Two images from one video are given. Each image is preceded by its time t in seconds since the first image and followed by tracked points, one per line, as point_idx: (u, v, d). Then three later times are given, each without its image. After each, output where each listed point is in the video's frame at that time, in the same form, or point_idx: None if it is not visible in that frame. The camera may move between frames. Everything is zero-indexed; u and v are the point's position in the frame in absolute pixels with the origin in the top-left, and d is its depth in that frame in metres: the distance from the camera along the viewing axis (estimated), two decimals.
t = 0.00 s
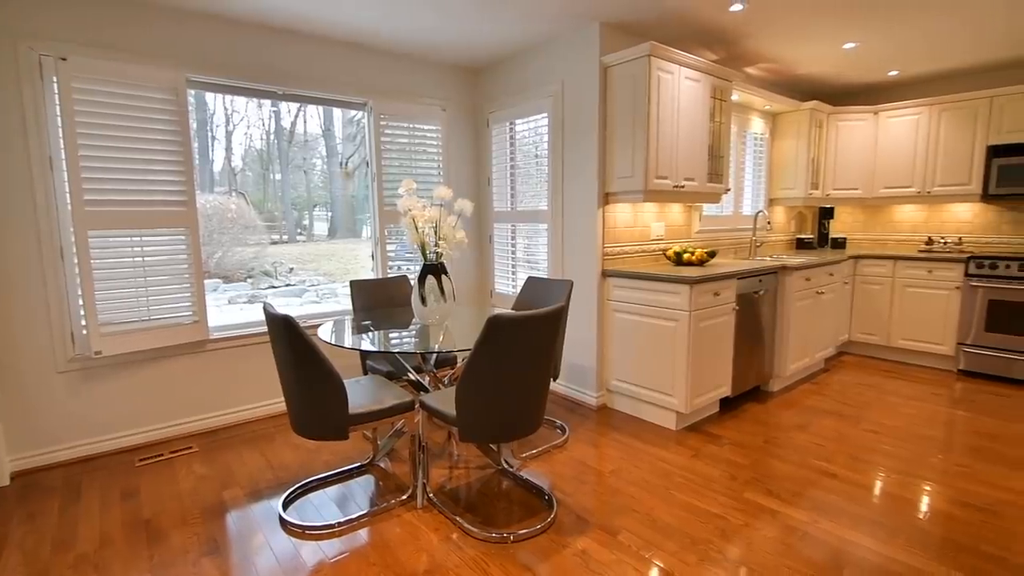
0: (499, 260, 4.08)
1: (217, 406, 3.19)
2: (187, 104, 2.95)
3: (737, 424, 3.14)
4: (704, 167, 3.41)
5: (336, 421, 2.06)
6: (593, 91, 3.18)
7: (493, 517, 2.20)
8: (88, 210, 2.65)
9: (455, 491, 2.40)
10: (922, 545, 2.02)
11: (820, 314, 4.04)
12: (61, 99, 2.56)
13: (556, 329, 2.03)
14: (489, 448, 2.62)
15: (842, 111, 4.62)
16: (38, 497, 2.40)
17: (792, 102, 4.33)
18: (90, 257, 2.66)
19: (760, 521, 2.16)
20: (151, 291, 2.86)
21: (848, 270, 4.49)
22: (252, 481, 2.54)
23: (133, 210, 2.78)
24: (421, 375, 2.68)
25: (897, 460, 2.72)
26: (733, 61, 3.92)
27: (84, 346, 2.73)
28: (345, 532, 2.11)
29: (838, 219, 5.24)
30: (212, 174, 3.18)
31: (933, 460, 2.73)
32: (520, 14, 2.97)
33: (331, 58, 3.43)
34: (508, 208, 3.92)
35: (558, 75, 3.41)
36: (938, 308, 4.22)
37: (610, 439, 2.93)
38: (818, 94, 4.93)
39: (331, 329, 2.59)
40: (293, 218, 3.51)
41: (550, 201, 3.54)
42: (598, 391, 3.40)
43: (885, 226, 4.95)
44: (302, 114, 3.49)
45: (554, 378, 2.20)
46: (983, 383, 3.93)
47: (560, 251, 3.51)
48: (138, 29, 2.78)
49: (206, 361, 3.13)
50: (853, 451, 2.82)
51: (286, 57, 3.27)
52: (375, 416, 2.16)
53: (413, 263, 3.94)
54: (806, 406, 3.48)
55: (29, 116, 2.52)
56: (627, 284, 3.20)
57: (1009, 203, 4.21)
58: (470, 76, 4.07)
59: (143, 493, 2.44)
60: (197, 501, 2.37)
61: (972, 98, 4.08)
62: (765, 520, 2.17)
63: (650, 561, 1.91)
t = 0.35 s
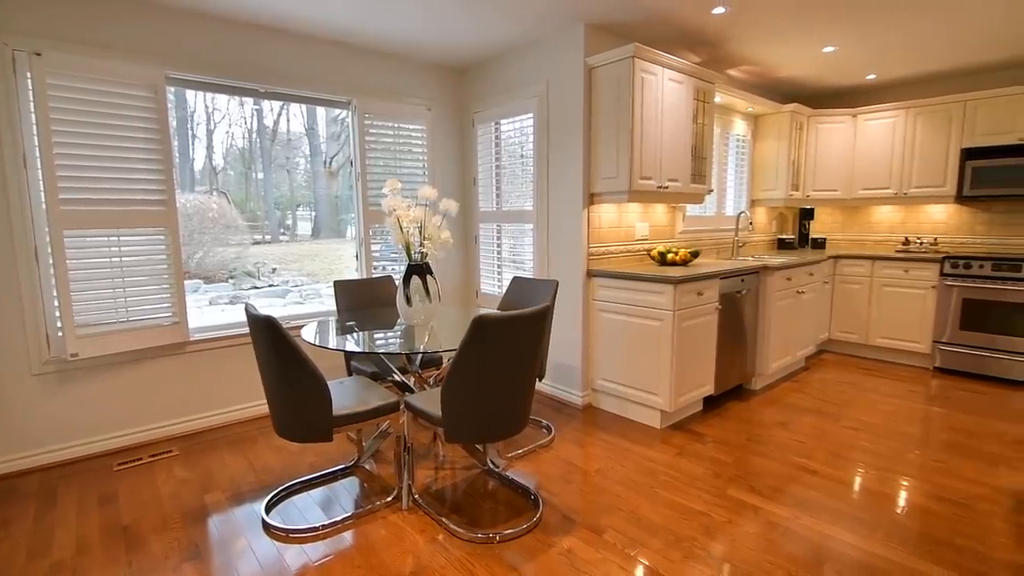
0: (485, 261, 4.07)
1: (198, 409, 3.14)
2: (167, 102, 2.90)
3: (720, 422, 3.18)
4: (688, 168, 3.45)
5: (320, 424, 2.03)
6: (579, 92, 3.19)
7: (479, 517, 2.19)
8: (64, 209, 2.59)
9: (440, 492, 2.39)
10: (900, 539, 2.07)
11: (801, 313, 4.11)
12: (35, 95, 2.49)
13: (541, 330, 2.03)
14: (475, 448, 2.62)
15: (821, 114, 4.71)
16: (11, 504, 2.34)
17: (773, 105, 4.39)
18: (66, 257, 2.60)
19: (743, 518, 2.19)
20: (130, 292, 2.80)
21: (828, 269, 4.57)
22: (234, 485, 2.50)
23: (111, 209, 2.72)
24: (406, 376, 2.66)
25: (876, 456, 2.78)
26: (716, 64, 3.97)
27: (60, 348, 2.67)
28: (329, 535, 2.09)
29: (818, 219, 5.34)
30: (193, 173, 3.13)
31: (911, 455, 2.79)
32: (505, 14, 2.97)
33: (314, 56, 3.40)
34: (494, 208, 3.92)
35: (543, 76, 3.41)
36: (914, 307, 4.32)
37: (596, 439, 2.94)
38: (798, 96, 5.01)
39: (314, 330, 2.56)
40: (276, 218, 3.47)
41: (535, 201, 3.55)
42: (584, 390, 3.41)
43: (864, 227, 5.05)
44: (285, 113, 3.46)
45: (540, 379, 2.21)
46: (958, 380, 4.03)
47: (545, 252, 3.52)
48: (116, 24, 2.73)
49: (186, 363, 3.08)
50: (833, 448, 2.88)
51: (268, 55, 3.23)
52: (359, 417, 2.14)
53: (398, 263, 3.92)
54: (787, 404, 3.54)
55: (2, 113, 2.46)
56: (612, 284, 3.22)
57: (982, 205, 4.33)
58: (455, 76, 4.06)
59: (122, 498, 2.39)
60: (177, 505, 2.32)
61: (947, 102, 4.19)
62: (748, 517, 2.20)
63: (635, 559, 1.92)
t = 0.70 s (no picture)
0: (474, 261, 4.07)
1: (183, 411, 3.10)
2: (151, 100, 2.87)
3: (708, 422, 3.21)
4: (675, 169, 3.47)
5: (308, 426, 2.02)
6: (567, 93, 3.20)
7: (467, 518, 2.19)
8: (44, 208, 2.54)
9: (429, 493, 2.39)
10: (884, 536, 2.10)
11: (787, 313, 4.16)
12: (15, 93, 2.45)
13: (530, 331, 2.03)
14: (464, 449, 2.61)
15: (806, 116, 4.77)
16: None
17: (759, 107, 4.44)
18: (46, 258, 2.55)
19: (730, 517, 2.21)
20: (113, 293, 2.76)
21: (813, 270, 4.63)
22: (219, 488, 2.47)
23: (93, 209, 2.68)
24: (394, 377, 2.65)
25: (860, 454, 2.82)
26: (703, 66, 4.01)
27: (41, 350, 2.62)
28: (317, 538, 2.08)
29: (803, 220, 5.40)
30: (177, 172, 3.09)
31: (894, 453, 2.83)
32: (494, 15, 2.97)
33: (301, 55, 3.37)
34: (482, 209, 3.92)
35: (532, 77, 3.42)
36: (897, 307, 4.39)
37: (585, 439, 2.95)
38: (784, 99, 5.07)
39: (301, 331, 2.54)
40: (263, 218, 3.43)
41: (524, 202, 3.55)
42: (573, 390, 3.42)
43: (848, 228, 5.12)
44: (272, 112, 3.43)
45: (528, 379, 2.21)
46: (939, 379, 4.10)
47: (534, 253, 3.53)
48: (98, 21, 2.69)
49: (171, 364, 3.04)
50: (818, 446, 2.91)
51: (255, 54, 3.20)
52: (347, 419, 2.13)
53: (387, 264, 3.91)
54: (773, 403, 3.58)
55: None
56: (600, 284, 3.24)
57: (963, 206, 4.41)
58: (444, 77, 4.05)
59: (105, 503, 2.35)
60: (162, 510, 2.29)
61: (928, 105, 4.26)
62: (736, 515, 2.22)
63: (624, 559, 1.93)
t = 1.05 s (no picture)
0: (467, 261, 4.07)
1: (174, 412, 3.08)
2: (141, 98, 2.84)
3: (700, 421, 3.22)
4: (668, 170, 3.48)
5: (300, 428, 2.00)
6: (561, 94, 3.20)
7: (461, 518, 2.18)
8: (32, 207, 2.51)
9: (422, 494, 2.38)
10: (874, 534, 2.11)
11: (779, 313, 4.19)
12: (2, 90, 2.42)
13: (523, 331, 2.03)
14: (457, 450, 2.61)
15: (798, 118, 4.81)
16: None
17: (751, 108, 4.46)
18: (33, 258, 2.52)
19: (723, 516, 2.22)
20: (103, 293, 2.73)
21: (805, 270, 4.66)
22: (210, 489, 2.45)
23: (82, 208, 2.65)
24: (387, 378, 2.63)
25: (851, 453, 2.84)
26: (696, 67, 4.02)
27: (29, 351, 2.59)
28: (308, 539, 2.06)
29: (795, 221, 5.44)
30: (168, 172, 3.06)
31: (884, 452, 2.86)
32: (487, 15, 2.97)
33: (294, 54, 3.36)
34: (476, 209, 3.92)
35: (526, 77, 3.42)
36: (887, 307, 4.43)
37: (578, 438, 2.95)
38: (776, 100, 5.11)
39: (293, 331, 2.53)
40: (255, 218, 3.41)
41: (517, 202, 3.56)
42: (566, 390, 3.43)
43: (839, 229, 5.16)
44: (265, 111, 3.41)
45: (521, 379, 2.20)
46: (929, 378, 4.14)
47: (528, 253, 3.53)
48: (88, 18, 2.66)
49: (162, 365, 3.02)
50: (810, 445, 2.93)
51: (246, 52, 3.18)
52: (340, 420, 2.12)
53: (380, 264, 3.89)
54: (765, 403, 3.60)
55: None
56: (594, 285, 3.24)
57: (952, 207, 4.45)
58: (437, 76, 4.04)
59: (94, 505, 2.33)
60: (151, 512, 2.27)
61: (918, 107, 4.30)
62: (728, 514, 2.23)
63: (617, 558, 1.93)
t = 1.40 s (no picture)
0: (463, 261, 4.05)
1: (166, 413, 3.05)
2: (134, 97, 2.82)
3: (696, 421, 3.22)
4: (664, 170, 3.48)
5: (293, 428, 1.99)
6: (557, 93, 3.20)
7: (456, 519, 2.17)
8: (22, 205, 2.48)
9: (417, 495, 2.37)
10: (870, 534, 2.11)
11: (774, 312, 4.19)
12: None
13: (518, 331, 2.02)
14: (453, 450, 2.59)
15: (793, 118, 4.82)
16: None
17: (747, 109, 4.47)
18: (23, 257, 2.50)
19: (718, 516, 2.21)
20: (95, 293, 2.71)
21: (800, 270, 4.67)
22: (203, 490, 2.43)
23: (73, 207, 2.63)
24: (382, 378, 2.62)
25: (845, 452, 2.84)
26: (692, 67, 4.02)
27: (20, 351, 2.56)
28: (302, 541, 2.05)
29: (790, 221, 5.45)
30: (163, 171, 3.05)
31: (879, 452, 2.86)
32: (483, 14, 2.96)
33: (288, 52, 3.34)
34: (472, 208, 3.91)
35: (522, 76, 3.41)
36: (882, 307, 4.44)
37: (573, 438, 2.95)
38: (771, 101, 5.12)
39: (287, 332, 2.51)
40: (250, 217, 3.39)
41: (513, 201, 3.55)
42: (562, 391, 3.42)
43: (834, 229, 5.17)
44: (260, 111, 3.39)
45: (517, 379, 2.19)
46: (923, 378, 4.16)
47: (524, 253, 3.52)
48: (79, 15, 2.63)
49: (154, 365, 2.99)
50: (805, 445, 2.93)
51: (241, 50, 3.16)
52: (334, 420, 2.10)
53: (375, 263, 3.87)
54: (761, 403, 3.60)
55: None
56: (591, 284, 3.23)
57: (946, 207, 4.47)
58: (433, 76, 4.03)
59: (84, 506, 2.30)
60: (143, 513, 2.25)
61: (913, 107, 4.32)
62: (723, 514, 2.23)
63: (613, 559, 1.92)
